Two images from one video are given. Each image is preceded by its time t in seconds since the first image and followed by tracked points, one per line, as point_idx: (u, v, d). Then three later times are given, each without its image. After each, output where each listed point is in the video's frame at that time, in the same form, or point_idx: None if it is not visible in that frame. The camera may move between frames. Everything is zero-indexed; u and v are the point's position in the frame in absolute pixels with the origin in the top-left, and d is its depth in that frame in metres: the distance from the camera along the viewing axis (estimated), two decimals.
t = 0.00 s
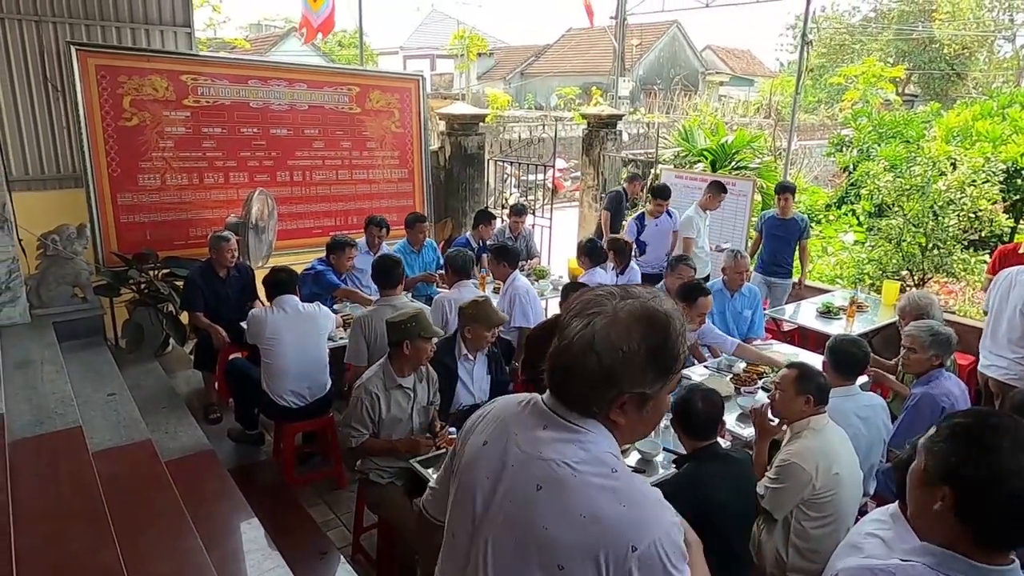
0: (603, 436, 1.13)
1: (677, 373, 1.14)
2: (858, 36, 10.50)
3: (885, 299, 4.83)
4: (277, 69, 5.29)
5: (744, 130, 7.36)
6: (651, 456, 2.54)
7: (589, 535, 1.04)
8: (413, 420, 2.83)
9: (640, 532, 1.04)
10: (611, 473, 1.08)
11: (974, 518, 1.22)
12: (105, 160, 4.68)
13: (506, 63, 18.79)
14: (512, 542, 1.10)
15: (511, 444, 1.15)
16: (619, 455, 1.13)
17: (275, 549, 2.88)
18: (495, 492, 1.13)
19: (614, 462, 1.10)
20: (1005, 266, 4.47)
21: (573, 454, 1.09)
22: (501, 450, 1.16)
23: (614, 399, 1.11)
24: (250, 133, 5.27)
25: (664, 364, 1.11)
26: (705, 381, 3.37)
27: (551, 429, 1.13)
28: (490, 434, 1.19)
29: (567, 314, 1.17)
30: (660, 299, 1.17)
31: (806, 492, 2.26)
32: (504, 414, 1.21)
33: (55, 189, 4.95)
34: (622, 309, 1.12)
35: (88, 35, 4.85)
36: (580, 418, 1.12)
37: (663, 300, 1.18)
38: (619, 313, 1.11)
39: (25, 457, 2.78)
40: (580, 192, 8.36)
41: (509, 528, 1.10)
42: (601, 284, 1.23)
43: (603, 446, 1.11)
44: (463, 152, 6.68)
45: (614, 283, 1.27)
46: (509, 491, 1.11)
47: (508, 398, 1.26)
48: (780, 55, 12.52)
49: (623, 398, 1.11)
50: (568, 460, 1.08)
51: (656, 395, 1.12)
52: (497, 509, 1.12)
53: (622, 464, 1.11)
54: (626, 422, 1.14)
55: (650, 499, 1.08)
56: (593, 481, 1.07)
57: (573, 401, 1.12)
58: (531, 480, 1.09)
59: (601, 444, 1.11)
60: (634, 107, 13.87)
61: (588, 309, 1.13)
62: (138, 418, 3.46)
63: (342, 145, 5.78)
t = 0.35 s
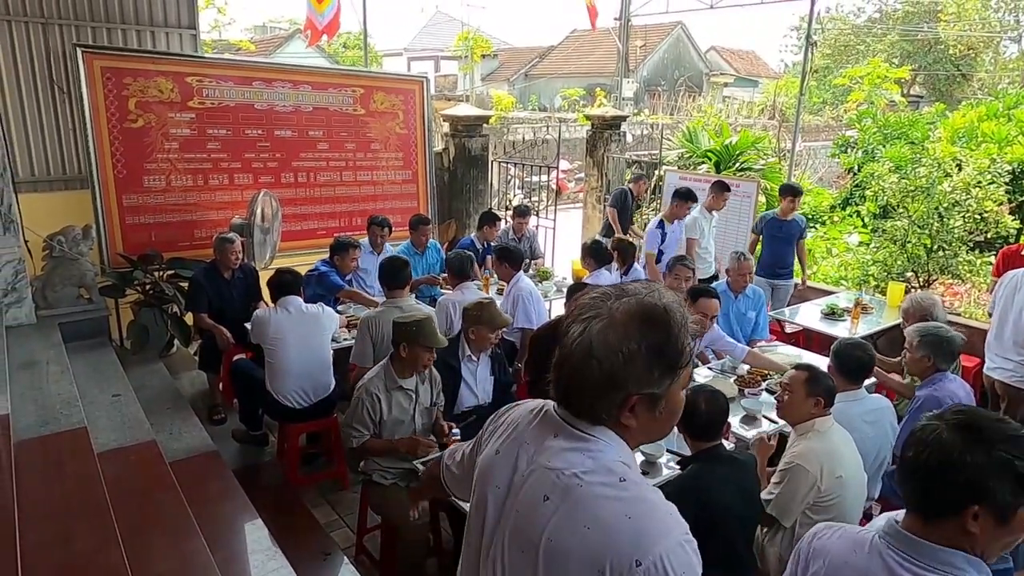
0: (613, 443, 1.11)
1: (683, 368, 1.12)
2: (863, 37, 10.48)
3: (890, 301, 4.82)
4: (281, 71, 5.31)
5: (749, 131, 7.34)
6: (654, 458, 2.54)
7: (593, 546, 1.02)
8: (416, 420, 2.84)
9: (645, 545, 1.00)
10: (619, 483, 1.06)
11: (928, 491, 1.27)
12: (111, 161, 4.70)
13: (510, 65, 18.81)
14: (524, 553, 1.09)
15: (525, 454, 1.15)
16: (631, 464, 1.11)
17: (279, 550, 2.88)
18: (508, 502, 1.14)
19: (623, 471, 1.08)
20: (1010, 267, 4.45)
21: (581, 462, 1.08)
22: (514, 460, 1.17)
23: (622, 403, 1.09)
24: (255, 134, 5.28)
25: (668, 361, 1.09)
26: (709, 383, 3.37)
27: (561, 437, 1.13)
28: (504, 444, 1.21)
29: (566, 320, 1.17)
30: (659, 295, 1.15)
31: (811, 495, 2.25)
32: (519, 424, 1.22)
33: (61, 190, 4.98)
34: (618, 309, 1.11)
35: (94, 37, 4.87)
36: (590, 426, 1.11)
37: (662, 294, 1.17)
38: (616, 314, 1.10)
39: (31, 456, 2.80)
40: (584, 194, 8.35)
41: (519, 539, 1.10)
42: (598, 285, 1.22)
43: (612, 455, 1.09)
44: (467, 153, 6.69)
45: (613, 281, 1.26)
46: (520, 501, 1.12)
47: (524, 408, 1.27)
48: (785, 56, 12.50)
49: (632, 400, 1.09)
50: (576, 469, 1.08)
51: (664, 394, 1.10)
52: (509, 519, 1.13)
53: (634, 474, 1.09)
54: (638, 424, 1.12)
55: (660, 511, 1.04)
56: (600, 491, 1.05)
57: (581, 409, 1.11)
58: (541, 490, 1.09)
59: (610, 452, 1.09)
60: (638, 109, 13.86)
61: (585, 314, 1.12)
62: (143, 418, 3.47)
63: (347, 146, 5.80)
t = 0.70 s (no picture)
0: (599, 441, 1.08)
1: (672, 364, 1.09)
2: (862, 36, 10.48)
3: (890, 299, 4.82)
4: (281, 72, 5.31)
5: (748, 130, 7.34)
6: (654, 457, 2.54)
7: (562, 544, 0.98)
8: (415, 421, 2.84)
9: (613, 549, 0.95)
10: (597, 482, 1.01)
11: (955, 499, 1.33)
12: (109, 163, 4.70)
13: (509, 65, 18.81)
14: (506, 548, 1.08)
15: (521, 450, 1.15)
16: (617, 465, 1.06)
17: (279, 550, 2.88)
18: (500, 498, 1.14)
19: (606, 471, 1.03)
20: (1008, 265, 4.45)
21: (563, 459, 1.05)
22: (512, 457, 1.17)
23: (605, 397, 1.07)
24: (254, 135, 5.28)
25: (652, 355, 1.06)
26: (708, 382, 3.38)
27: (552, 433, 1.12)
28: (506, 442, 1.21)
29: (557, 315, 1.18)
30: (650, 291, 1.13)
31: (811, 494, 2.25)
32: (523, 423, 1.22)
33: (60, 192, 4.98)
34: (603, 303, 1.10)
35: (93, 39, 4.87)
36: (577, 422, 1.10)
37: (654, 290, 1.14)
38: (599, 308, 1.09)
39: (31, 458, 2.80)
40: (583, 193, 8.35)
41: (503, 534, 1.09)
42: (594, 282, 1.22)
43: (596, 453, 1.06)
44: (466, 153, 6.69)
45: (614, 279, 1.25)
46: (507, 496, 1.11)
47: (532, 407, 1.27)
48: (784, 55, 12.50)
49: (615, 395, 1.07)
50: (557, 466, 1.05)
51: (648, 389, 1.07)
52: (497, 515, 1.12)
53: (618, 475, 1.04)
54: (625, 421, 1.09)
55: (638, 516, 0.99)
56: (575, 489, 1.01)
57: (565, 405, 1.10)
58: (524, 485, 1.07)
59: (595, 450, 1.06)
60: (637, 108, 13.86)
61: (571, 310, 1.12)
62: (142, 419, 3.47)
63: (346, 146, 5.80)
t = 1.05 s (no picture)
0: (594, 439, 1.07)
1: (667, 370, 1.04)
2: (863, 34, 10.47)
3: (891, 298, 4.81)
4: (281, 72, 5.31)
5: (749, 129, 7.33)
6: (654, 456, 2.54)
7: (542, 535, 0.97)
8: (416, 421, 2.84)
9: (588, 541, 0.93)
10: (583, 477, 1.00)
11: None
12: (110, 164, 4.71)
13: (509, 65, 18.80)
14: (497, 542, 1.08)
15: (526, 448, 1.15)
16: (611, 464, 1.04)
17: (280, 550, 2.88)
18: (503, 491, 1.15)
19: (595, 467, 1.02)
20: (1009, 263, 4.44)
21: (556, 453, 1.05)
22: (519, 453, 1.18)
23: (592, 397, 1.06)
24: (254, 136, 5.29)
25: (638, 358, 1.03)
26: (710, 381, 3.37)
27: (554, 429, 1.12)
28: (520, 439, 1.23)
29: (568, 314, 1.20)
30: (659, 296, 1.10)
31: (809, 491, 2.25)
32: (534, 424, 1.22)
33: (61, 193, 4.99)
34: (602, 303, 1.10)
35: (93, 40, 4.87)
36: (572, 419, 1.10)
37: (661, 295, 1.11)
38: (599, 306, 1.10)
39: (32, 458, 2.80)
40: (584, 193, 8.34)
41: (495, 526, 1.09)
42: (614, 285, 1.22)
43: (589, 450, 1.04)
44: (466, 153, 6.68)
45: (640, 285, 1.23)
46: (506, 488, 1.12)
47: (546, 407, 1.27)
48: (785, 54, 12.47)
49: (602, 395, 1.06)
50: (550, 459, 1.05)
51: (636, 393, 1.04)
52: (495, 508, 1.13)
53: (608, 473, 1.02)
54: (616, 422, 1.07)
55: (621, 514, 0.96)
56: (561, 482, 1.00)
57: (563, 401, 1.11)
58: (519, 479, 1.08)
59: (586, 446, 1.05)
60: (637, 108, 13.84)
61: (579, 308, 1.14)
62: (144, 420, 3.48)
63: (346, 147, 5.80)
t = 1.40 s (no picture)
0: (592, 444, 1.06)
1: (672, 371, 1.04)
2: (863, 34, 10.46)
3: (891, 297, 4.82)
4: (282, 73, 5.32)
5: (749, 129, 7.33)
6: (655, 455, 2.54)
7: (535, 537, 0.97)
8: (415, 421, 2.85)
9: (581, 544, 0.93)
10: (577, 481, 1.00)
11: None
12: (111, 165, 4.71)
13: (509, 65, 18.81)
14: (491, 544, 1.08)
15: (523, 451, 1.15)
16: (607, 468, 1.04)
17: (281, 551, 2.89)
18: (498, 495, 1.15)
19: (591, 472, 1.02)
20: (1008, 262, 4.44)
21: (551, 458, 1.05)
22: (515, 457, 1.18)
23: (597, 400, 1.06)
24: (254, 137, 5.29)
25: (644, 359, 1.03)
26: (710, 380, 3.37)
27: (551, 434, 1.12)
28: (517, 444, 1.23)
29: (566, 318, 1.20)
30: (659, 298, 1.10)
31: (802, 488, 2.25)
32: (531, 427, 1.22)
33: (62, 194, 4.99)
34: (603, 306, 1.10)
35: (94, 41, 4.88)
36: (572, 424, 1.09)
37: (663, 296, 1.12)
38: (601, 310, 1.09)
39: (34, 460, 2.81)
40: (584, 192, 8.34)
41: (490, 530, 1.09)
42: (609, 289, 1.23)
43: (585, 455, 1.04)
44: (466, 153, 6.69)
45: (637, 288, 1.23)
46: (502, 493, 1.11)
47: (544, 411, 1.27)
48: (785, 53, 12.47)
49: (607, 398, 1.05)
50: (545, 464, 1.05)
51: (641, 395, 1.04)
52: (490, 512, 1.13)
53: (603, 477, 1.02)
54: (620, 426, 1.06)
55: (614, 518, 0.96)
56: (555, 486, 1.00)
57: (564, 407, 1.10)
58: (515, 482, 1.07)
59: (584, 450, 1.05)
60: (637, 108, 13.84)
61: (580, 312, 1.13)
62: (145, 420, 3.48)
63: (347, 147, 5.80)
